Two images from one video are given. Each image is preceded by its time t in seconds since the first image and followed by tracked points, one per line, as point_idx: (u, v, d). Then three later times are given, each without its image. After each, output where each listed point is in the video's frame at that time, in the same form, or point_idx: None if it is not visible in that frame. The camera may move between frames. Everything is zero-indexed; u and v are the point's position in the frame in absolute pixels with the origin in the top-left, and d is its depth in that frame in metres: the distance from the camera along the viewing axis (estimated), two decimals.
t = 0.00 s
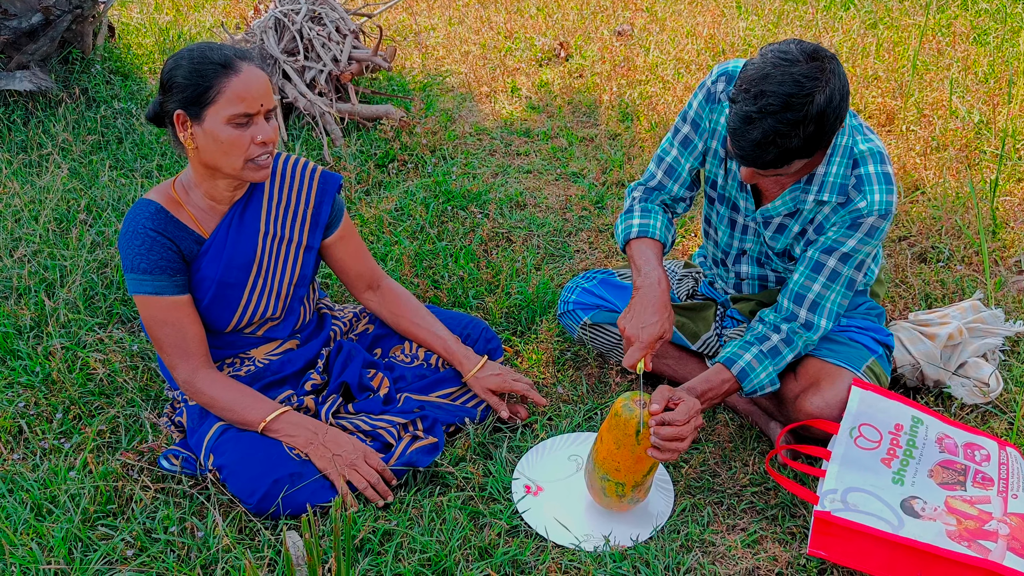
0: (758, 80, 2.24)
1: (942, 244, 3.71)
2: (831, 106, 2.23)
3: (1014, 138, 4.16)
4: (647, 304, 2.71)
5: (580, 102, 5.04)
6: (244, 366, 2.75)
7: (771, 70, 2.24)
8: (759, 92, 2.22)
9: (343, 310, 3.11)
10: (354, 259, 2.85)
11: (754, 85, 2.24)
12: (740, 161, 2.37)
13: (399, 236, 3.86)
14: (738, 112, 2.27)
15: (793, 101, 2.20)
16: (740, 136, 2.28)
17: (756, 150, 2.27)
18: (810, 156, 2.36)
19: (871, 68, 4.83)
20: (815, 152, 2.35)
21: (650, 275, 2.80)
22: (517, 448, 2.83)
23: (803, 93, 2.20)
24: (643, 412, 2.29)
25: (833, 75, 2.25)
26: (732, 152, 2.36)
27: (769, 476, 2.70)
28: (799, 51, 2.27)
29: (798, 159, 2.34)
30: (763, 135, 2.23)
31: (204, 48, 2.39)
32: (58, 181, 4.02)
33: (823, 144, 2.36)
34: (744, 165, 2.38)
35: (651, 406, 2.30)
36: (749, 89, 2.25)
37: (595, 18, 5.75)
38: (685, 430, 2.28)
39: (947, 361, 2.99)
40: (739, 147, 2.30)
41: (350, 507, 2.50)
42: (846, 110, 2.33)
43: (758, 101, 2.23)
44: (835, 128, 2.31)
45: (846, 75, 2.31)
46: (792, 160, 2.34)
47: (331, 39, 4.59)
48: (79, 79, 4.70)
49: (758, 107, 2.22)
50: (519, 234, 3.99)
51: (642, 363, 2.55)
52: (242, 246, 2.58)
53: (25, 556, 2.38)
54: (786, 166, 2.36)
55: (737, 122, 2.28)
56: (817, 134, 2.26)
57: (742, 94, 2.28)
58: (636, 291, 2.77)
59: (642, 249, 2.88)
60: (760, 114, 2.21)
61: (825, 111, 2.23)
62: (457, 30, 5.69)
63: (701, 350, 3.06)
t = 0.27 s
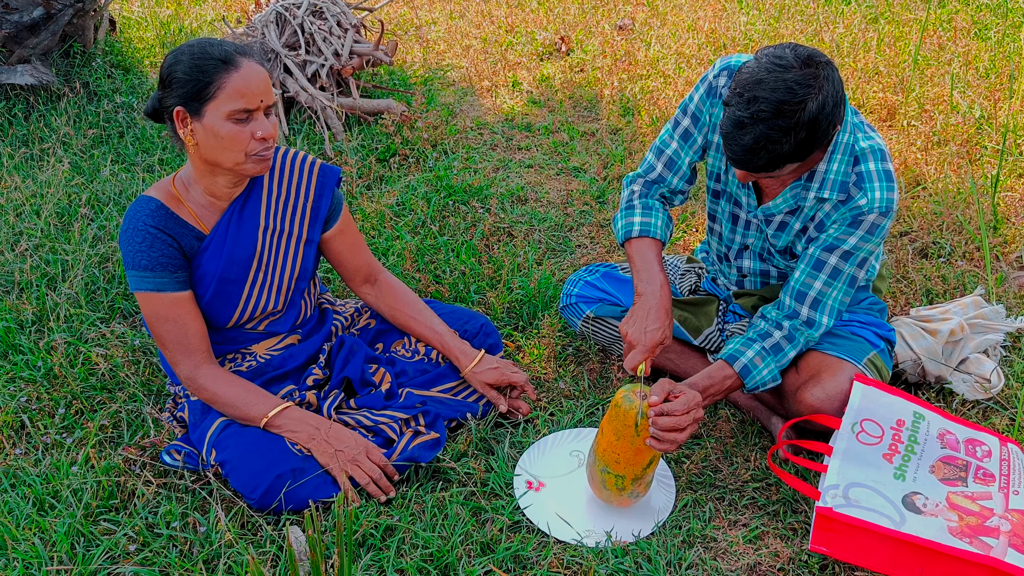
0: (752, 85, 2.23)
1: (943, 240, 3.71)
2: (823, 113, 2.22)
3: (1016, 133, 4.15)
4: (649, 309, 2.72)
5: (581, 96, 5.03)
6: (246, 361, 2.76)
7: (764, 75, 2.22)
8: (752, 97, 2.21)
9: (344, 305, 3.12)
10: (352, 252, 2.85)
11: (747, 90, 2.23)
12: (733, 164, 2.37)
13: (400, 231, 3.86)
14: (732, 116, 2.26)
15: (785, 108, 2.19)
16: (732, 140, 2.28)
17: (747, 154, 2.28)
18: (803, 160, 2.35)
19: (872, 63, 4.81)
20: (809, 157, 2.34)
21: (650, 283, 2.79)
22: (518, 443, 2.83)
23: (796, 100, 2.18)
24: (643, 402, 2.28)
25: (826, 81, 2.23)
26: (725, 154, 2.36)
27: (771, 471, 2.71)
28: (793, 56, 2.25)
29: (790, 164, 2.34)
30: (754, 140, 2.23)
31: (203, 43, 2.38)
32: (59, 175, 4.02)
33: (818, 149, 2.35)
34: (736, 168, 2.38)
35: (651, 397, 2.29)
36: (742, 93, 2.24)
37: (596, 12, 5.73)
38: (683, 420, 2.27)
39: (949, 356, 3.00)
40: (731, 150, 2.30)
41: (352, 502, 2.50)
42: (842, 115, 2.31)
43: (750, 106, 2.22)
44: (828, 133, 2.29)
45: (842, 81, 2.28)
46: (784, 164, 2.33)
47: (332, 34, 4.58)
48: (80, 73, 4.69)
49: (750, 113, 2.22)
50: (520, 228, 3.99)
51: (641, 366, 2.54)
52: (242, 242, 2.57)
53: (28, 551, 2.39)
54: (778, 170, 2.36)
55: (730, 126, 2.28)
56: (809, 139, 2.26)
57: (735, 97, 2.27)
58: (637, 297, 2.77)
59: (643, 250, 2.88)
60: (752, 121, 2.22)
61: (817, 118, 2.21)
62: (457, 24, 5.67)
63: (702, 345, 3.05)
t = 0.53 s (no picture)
0: (757, 97, 2.23)
1: (944, 238, 3.72)
2: (827, 127, 2.22)
3: (1016, 132, 4.16)
4: (638, 314, 2.74)
5: (581, 94, 5.03)
6: (247, 358, 2.76)
7: (770, 87, 2.22)
8: (757, 109, 2.21)
9: (346, 302, 3.12)
10: (353, 249, 2.85)
11: (752, 101, 2.23)
12: (735, 174, 2.38)
13: (402, 229, 3.86)
14: (736, 126, 2.27)
15: (789, 121, 2.19)
16: (735, 151, 2.29)
17: (750, 166, 2.28)
18: (805, 172, 2.36)
19: (872, 61, 4.81)
20: (811, 169, 2.34)
21: (640, 290, 2.80)
22: (520, 441, 2.84)
23: (801, 113, 2.19)
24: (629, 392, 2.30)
25: (832, 96, 2.22)
26: (728, 165, 2.37)
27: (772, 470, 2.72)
28: (800, 70, 2.25)
29: (792, 175, 2.35)
30: (757, 152, 2.24)
31: (204, 40, 2.38)
32: (61, 172, 4.02)
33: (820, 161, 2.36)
34: (739, 178, 2.39)
35: (636, 385, 2.31)
36: (747, 104, 2.25)
37: (597, 10, 5.73)
38: (670, 408, 2.29)
39: (949, 355, 3.01)
40: (734, 161, 2.31)
41: (354, 500, 2.51)
42: (845, 129, 2.32)
43: (754, 118, 2.22)
44: (831, 146, 2.30)
45: (847, 95, 2.29)
46: (787, 176, 2.34)
47: (333, 31, 4.57)
48: (81, 70, 4.69)
49: (754, 124, 2.22)
50: (522, 226, 3.99)
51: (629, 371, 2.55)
52: (243, 239, 2.57)
53: (31, 547, 2.39)
54: (781, 182, 2.37)
55: (733, 136, 2.28)
56: (813, 152, 2.26)
57: (740, 109, 2.27)
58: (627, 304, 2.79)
59: (638, 256, 2.90)
60: (756, 132, 2.22)
61: (821, 132, 2.22)
62: (458, 22, 5.67)
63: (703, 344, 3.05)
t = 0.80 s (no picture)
0: (740, 76, 2.23)
1: (946, 240, 3.72)
2: (810, 103, 2.22)
3: (1018, 133, 4.16)
4: (649, 324, 2.73)
5: (583, 95, 5.03)
6: (250, 358, 2.76)
7: (752, 66, 2.23)
8: (740, 88, 2.22)
9: (349, 303, 3.12)
10: (354, 250, 2.84)
11: (736, 81, 2.24)
12: (723, 156, 2.37)
13: (404, 229, 3.87)
14: (720, 107, 2.27)
15: (772, 97, 2.18)
16: (721, 131, 2.28)
17: (736, 145, 2.27)
18: (793, 153, 2.34)
19: (874, 63, 4.81)
20: (798, 149, 2.32)
21: (652, 301, 2.80)
22: (523, 442, 2.84)
23: (783, 89, 2.18)
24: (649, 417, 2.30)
25: (813, 72, 2.23)
26: (715, 148, 2.36)
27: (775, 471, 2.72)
28: (781, 48, 2.26)
29: (780, 156, 2.32)
30: (742, 130, 2.23)
31: (208, 39, 2.39)
32: (63, 172, 4.02)
33: (807, 142, 2.34)
34: (726, 161, 2.38)
35: (657, 410, 2.31)
36: (731, 85, 2.25)
37: (598, 11, 5.72)
38: (690, 432, 2.28)
39: (952, 356, 3.01)
40: (720, 142, 2.30)
41: (358, 500, 2.51)
42: (829, 108, 2.31)
43: (738, 97, 2.22)
44: (817, 124, 2.28)
45: (829, 73, 2.29)
46: (774, 156, 2.32)
47: (335, 31, 4.57)
48: (84, 70, 4.69)
49: (739, 102, 2.22)
50: (524, 227, 3.99)
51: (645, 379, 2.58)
52: (243, 238, 2.57)
53: (34, 547, 2.39)
54: (768, 163, 2.35)
55: (718, 117, 2.28)
56: (797, 129, 2.24)
57: (724, 90, 2.28)
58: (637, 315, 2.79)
59: (650, 269, 2.90)
60: (740, 109, 2.21)
61: (804, 108, 2.21)
62: (460, 22, 5.67)
63: (706, 345, 3.06)
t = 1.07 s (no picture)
0: (730, 73, 2.24)
1: (949, 242, 3.72)
2: (801, 97, 2.22)
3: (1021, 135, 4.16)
4: (653, 332, 2.74)
5: (585, 97, 5.03)
6: (251, 359, 2.75)
7: (741, 63, 2.23)
8: (731, 85, 2.22)
9: (351, 304, 3.13)
10: (355, 251, 2.84)
11: (725, 78, 2.24)
12: (717, 154, 2.36)
13: (406, 231, 3.87)
14: (712, 105, 2.27)
15: (762, 92, 2.19)
16: (713, 129, 2.28)
17: (729, 142, 2.27)
18: (786, 149, 2.33)
19: (876, 65, 4.81)
20: (791, 145, 2.32)
21: (656, 309, 2.81)
22: (525, 443, 2.84)
23: (772, 84, 2.19)
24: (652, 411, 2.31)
25: (802, 67, 2.23)
26: (709, 147, 2.36)
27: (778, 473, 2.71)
28: (769, 44, 2.26)
29: (774, 152, 2.32)
30: (734, 126, 2.23)
31: (211, 39, 2.39)
32: (65, 173, 4.02)
33: (800, 137, 2.33)
34: (721, 159, 2.38)
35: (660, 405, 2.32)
36: (721, 82, 2.25)
37: (600, 13, 5.72)
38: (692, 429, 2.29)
39: (955, 358, 3.01)
40: (713, 140, 2.30)
41: (360, 501, 2.50)
42: (821, 102, 2.31)
43: (729, 94, 2.22)
44: (808, 119, 2.28)
45: (819, 68, 2.29)
46: (768, 152, 2.31)
47: (337, 33, 4.58)
48: (86, 72, 4.69)
49: (730, 99, 2.22)
50: (526, 228, 3.99)
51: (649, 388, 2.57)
52: (244, 238, 2.57)
53: (36, 548, 2.39)
54: (763, 159, 2.34)
55: (710, 115, 2.28)
56: (789, 124, 2.24)
57: (715, 88, 2.28)
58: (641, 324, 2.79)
59: (653, 277, 2.91)
60: (731, 106, 2.21)
61: (795, 102, 2.21)
62: (462, 24, 5.67)
63: (708, 347, 3.06)
